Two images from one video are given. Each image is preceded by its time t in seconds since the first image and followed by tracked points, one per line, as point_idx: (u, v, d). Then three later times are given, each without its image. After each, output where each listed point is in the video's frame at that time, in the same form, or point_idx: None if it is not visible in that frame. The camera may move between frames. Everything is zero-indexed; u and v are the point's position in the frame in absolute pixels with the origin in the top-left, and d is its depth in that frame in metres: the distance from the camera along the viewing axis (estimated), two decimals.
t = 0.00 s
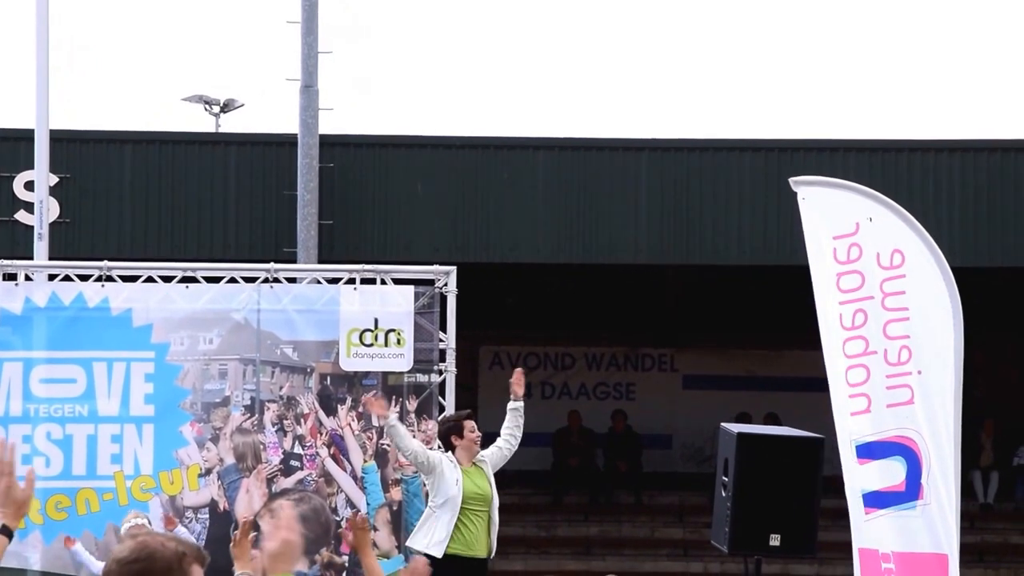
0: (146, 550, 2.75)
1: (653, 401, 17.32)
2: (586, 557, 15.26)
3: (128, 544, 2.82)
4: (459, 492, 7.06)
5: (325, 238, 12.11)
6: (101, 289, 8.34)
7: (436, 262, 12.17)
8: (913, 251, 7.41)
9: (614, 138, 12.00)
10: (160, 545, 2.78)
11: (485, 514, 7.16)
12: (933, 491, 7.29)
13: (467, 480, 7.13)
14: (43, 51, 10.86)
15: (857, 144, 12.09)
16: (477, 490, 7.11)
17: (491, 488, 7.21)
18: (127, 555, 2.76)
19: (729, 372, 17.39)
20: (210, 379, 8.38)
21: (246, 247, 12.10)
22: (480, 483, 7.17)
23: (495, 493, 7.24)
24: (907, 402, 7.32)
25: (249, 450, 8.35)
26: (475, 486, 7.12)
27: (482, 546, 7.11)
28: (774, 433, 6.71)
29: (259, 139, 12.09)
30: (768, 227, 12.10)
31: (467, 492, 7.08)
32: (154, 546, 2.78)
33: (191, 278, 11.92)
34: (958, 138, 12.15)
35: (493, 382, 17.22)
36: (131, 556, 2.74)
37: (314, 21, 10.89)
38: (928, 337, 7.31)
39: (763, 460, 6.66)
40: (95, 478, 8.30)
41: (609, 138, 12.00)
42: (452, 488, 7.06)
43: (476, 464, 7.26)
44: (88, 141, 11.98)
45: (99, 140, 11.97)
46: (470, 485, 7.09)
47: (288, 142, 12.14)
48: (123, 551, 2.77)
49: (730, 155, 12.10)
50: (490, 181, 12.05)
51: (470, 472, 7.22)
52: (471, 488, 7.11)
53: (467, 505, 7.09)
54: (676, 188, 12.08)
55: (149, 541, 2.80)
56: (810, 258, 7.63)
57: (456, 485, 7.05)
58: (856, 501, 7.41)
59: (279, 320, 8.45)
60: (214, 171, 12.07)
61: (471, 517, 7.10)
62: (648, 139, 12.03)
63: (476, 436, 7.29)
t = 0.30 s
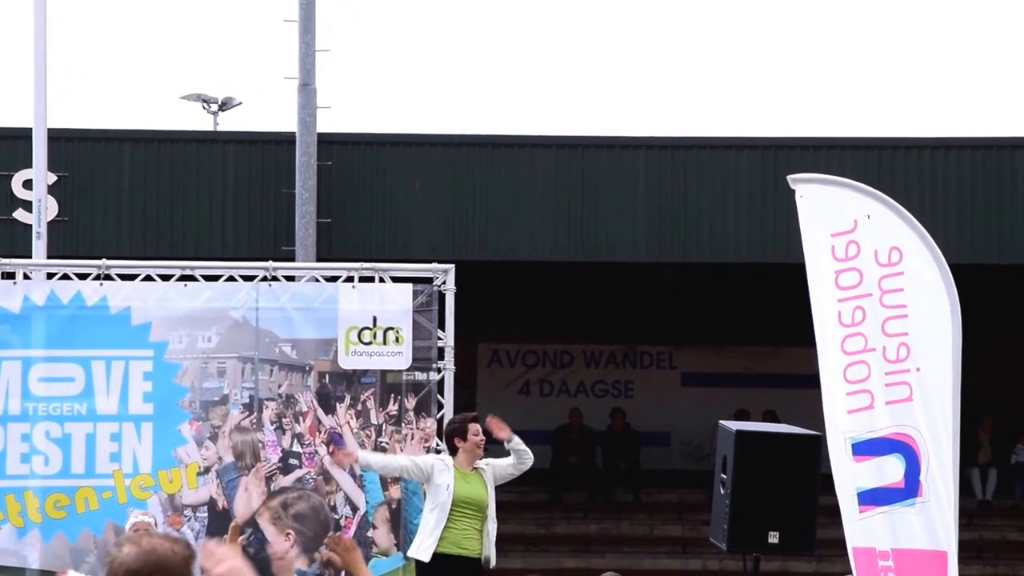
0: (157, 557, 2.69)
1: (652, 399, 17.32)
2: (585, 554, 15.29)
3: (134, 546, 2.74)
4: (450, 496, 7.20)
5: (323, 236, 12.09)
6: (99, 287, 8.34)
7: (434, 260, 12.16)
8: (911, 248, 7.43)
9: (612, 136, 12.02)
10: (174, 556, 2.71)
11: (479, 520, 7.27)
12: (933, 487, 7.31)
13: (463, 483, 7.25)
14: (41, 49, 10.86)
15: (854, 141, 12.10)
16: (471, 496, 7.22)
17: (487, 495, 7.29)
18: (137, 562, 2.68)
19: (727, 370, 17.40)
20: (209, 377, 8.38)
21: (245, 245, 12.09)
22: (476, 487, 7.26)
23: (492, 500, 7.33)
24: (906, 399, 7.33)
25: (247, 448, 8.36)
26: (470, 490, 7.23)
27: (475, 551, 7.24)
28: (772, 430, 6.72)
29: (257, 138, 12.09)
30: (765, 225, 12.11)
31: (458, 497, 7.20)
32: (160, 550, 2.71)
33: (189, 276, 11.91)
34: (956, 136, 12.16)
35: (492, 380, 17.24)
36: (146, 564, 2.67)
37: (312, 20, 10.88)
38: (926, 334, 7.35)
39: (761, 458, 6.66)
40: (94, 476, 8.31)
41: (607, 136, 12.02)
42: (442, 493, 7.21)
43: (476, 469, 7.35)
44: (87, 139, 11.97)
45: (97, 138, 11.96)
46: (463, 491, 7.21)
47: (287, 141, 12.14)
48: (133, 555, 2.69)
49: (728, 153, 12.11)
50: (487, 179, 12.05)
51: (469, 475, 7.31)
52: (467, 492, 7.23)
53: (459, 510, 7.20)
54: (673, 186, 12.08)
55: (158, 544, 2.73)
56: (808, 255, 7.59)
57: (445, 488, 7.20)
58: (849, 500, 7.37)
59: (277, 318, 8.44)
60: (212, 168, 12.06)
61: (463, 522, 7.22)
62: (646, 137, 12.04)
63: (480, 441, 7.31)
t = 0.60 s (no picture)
0: (129, 555, 2.61)
1: (653, 398, 17.29)
2: (585, 553, 15.34)
3: (96, 543, 2.64)
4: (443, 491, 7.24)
5: (323, 235, 12.08)
6: (99, 286, 8.36)
7: (434, 258, 12.16)
8: (911, 246, 7.42)
9: (611, 134, 12.02)
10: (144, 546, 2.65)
11: (470, 516, 7.31)
12: (932, 485, 7.30)
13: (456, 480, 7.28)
14: (40, 49, 10.87)
15: (853, 139, 12.11)
16: (463, 493, 7.25)
17: (480, 491, 7.31)
18: (109, 560, 2.60)
19: (728, 368, 17.39)
20: (208, 376, 8.40)
21: (244, 244, 12.08)
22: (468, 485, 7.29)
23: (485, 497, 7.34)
24: (905, 397, 7.33)
25: (247, 446, 8.36)
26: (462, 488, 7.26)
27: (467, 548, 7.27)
28: (771, 428, 6.72)
29: (257, 136, 12.08)
30: (764, 223, 12.10)
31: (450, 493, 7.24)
32: (130, 544, 2.63)
33: (189, 275, 11.90)
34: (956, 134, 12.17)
35: (492, 377, 17.24)
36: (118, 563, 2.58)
37: (310, 18, 10.87)
38: (926, 332, 7.32)
39: (761, 456, 6.66)
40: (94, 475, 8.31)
41: (607, 134, 12.02)
42: (436, 486, 7.24)
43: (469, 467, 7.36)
44: (86, 138, 11.97)
45: (97, 136, 11.96)
46: (455, 487, 7.24)
47: (285, 139, 12.13)
48: (105, 553, 2.60)
49: (727, 151, 12.11)
50: (486, 176, 12.05)
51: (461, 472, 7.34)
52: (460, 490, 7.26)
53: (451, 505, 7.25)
54: (672, 184, 12.08)
55: (124, 537, 2.65)
56: (809, 253, 7.64)
57: (439, 482, 7.22)
58: (859, 493, 7.41)
59: (276, 316, 8.45)
60: (212, 167, 12.05)
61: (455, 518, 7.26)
62: (645, 134, 12.03)
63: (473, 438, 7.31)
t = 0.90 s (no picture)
0: (119, 547, 2.72)
1: (653, 396, 17.27)
2: (585, 550, 15.37)
3: (82, 540, 2.75)
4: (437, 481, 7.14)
5: (323, 233, 12.07)
6: (99, 284, 8.35)
7: (433, 257, 12.16)
8: (911, 243, 7.41)
9: (611, 132, 12.01)
10: (131, 537, 2.75)
11: (467, 506, 7.22)
12: (932, 482, 7.31)
13: (450, 470, 7.19)
14: (40, 47, 10.86)
15: (853, 136, 12.10)
16: (457, 483, 7.17)
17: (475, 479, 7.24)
18: (101, 553, 2.71)
19: (728, 365, 17.38)
20: (208, 374, 8.40)
21: (244, 242, 12.08)
22: (462, 475, 7.20)
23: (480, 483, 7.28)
24: (904, 394, 7.34)
25: (247, 445, 8.37)
26: (457, 478, 7.16)
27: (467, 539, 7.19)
28: (771, 426, 6.72)
29: (257, 134, 12.07)
30: (764, 221, 12.09)
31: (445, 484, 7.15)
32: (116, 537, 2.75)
33: (189, 273, 11.91)
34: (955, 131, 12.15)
35: (492, 376, 17.20)
36: (110, 556, 2.69)
37: (309, 17, 10.86)
38: (925, 330, 7.33)
39: (761, 453, 6.66)
40: (94, 474, 8.34)
41: (606, 132, 12.01)
42: (429, 478, 7.14)
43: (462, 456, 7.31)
44: (86, 136, 11.96)
45: (97, 135, 11.95)
46: (449, 476, 7.15)
47: (285, 137, 12.13)
48: (94, 547, 2.70)
49: (727, 149, 12.11)
50: (486, 175, 12.05)
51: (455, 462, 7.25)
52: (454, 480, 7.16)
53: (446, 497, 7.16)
54: (671, 182, 12.08)
55: (111, 530, 2.76)
56: (808, 250, 7.63)
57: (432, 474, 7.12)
58: (858, 493, 7.42)
59: (277, 314, 8.45)
60: (212, 166, 12.05)
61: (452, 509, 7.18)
62: (645, 132, 12.03)
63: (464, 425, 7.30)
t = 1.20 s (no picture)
0: (135, 549, 2.84)
1: (653, 392, 17.28)
2: (585, 548, 15.41)
3: (98, 541, 2.86)
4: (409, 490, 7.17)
5: (323, 231, 12.07)
6: (99, 284, 8.36)
7: (434, 255, 12.16)
8: (911, 240, 7.38)
9: (611, 130, 12.01)
10: (145, 542, 2.88)
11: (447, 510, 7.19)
12: (932, 480, 7.25)
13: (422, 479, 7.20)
14: (40, 47, 10.86)
15: (853, 134, 12.10)
16: (429, 490, 7.16)
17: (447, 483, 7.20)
18: (118, 555, 2.82)
19: (729, 363, 17.37)
20: (209, 373, 8.40)
21: (244, 240, 12.08)
22: (434, 480, 7.19)
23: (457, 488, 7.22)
24: (904, 392, 7.32)
25: (248, 443, 8.37)
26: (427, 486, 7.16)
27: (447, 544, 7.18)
28: (771, 423, 6.72)
29: (257, 133, 12.07)
30: (764, 219, 12.09)
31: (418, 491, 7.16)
32: (133, 541, 2.86)
33: (189, 272, 11.91)
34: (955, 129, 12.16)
35: (492, 374, 17.21)
36: (124, 558, 2.81)
37: (309, 16, 10.86)
38: (926, 327, 7.28)
39: (761, 451, 6.67)
40: (95, 472, 8.35)
41: (607, 130, 12.01)
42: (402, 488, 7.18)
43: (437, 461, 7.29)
44: (86, 135, 11.96)
45: (97, 134, 11.96)
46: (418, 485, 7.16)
47: (286, 136, 12.13)
48: (111, 548, 2.82)
49: (727, 147, 12.10)
50: (487, 174, 12.05)
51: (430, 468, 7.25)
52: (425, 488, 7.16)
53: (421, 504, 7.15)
54: (671, 180, 12.08)
55: (127, 534, 2.88)
56: (810, 248, 7.70)
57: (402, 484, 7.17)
58: (861, 489, 7.50)
59: (277, 313, 8.45)
60: (212, 166, 12.05)
61: (429, 515, 7.16)
62: (645, 130, 12.02)
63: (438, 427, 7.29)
